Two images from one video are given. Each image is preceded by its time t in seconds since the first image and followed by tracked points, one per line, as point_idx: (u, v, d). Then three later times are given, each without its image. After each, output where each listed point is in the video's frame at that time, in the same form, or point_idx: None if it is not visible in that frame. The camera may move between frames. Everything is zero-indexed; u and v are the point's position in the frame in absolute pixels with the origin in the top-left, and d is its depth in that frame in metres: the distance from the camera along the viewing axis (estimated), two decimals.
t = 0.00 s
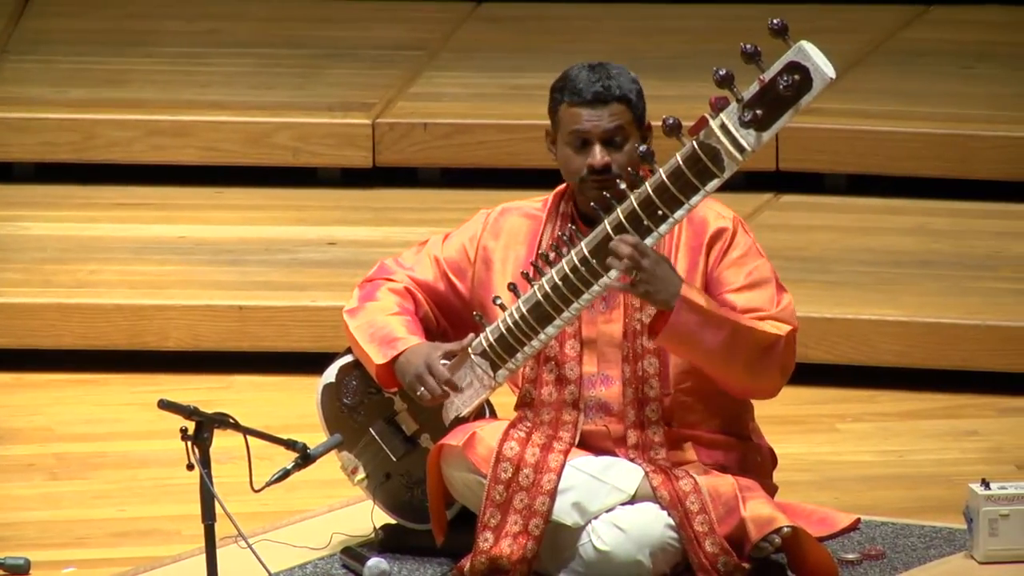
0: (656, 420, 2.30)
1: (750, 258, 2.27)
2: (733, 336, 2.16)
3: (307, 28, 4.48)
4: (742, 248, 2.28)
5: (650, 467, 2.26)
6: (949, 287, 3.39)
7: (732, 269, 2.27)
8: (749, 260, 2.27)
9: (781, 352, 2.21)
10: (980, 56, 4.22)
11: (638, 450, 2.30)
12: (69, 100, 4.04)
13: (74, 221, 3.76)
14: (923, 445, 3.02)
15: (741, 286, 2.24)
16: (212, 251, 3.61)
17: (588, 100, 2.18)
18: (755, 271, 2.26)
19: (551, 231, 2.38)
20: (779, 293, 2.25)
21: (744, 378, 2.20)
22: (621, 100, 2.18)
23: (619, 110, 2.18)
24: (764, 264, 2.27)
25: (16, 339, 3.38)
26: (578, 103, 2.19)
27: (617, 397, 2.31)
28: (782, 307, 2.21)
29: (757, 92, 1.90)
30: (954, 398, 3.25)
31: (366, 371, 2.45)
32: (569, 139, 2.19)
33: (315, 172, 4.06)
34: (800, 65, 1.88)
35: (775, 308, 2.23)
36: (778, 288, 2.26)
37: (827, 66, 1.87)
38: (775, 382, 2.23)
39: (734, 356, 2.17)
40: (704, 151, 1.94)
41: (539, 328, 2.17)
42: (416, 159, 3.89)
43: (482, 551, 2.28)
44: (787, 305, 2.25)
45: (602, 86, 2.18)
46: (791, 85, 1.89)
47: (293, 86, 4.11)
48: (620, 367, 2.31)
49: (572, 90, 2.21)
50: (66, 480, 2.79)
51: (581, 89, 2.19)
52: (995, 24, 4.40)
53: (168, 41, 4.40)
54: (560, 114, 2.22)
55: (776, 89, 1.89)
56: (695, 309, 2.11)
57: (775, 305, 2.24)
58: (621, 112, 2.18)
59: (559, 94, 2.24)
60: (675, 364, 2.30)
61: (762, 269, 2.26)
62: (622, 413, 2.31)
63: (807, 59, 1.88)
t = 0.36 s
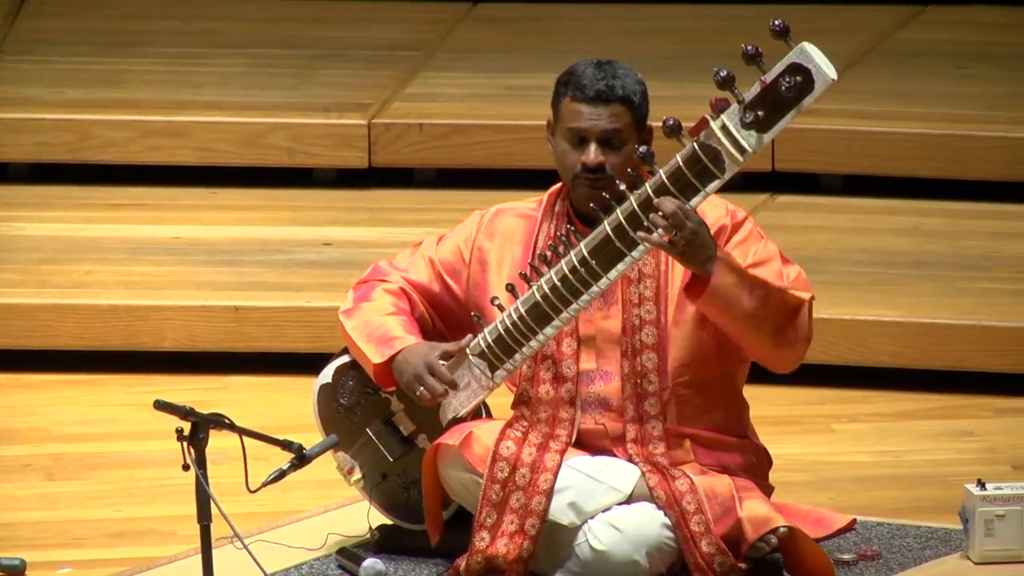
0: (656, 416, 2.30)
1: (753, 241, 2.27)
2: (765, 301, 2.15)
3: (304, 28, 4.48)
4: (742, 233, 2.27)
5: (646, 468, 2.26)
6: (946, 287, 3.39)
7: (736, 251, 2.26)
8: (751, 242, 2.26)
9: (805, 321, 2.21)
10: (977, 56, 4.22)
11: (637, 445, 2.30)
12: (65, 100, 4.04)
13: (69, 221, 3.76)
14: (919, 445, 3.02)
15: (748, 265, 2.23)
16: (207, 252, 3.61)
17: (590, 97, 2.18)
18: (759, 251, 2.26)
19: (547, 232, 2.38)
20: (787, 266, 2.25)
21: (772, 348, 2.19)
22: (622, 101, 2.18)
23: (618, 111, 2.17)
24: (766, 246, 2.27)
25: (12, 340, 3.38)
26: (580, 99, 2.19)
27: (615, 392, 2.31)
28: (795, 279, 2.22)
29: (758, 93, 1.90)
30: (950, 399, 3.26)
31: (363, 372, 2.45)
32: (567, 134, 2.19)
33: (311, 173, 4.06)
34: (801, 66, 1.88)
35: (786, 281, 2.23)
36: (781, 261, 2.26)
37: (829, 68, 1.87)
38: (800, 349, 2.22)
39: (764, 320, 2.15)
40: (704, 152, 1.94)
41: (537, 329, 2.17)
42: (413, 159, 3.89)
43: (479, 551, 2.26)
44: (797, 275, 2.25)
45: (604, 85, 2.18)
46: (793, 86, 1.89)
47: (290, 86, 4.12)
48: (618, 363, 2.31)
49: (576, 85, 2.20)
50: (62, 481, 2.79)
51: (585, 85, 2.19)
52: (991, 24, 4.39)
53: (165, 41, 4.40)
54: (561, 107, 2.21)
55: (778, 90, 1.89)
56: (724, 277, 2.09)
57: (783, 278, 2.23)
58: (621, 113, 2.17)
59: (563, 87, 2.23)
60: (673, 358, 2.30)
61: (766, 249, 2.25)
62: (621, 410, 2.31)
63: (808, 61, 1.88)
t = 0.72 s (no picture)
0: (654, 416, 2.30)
1: (743, 256, 2.26)
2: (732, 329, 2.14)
3: (302, 29, 4.48)
4: (736, 245, 2.27)
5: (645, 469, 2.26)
6: (943, 288, 3.39)
7: (725, 266, 2.25)
8: (742, 256, 2.26)
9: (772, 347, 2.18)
10: (975, 58, 4.22)
11: (635, 446, 2.29)
12: (64, 101, 4.04)
13: (67, 222, 3.76)
14: (917, 446, 3.02)
15: (732, 282, 2.23)
16: (205, 252, 3.61)
17: (589, 98, 2.18)
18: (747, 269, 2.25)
19: (547, 233, 2.38)
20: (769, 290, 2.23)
21: (737, 377, 2.18)
22: (622, 100, 2.18)
23: (620, 110, 2.17)
24: (755, 262, 2.26)
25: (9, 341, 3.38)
26: (580, 102, 2.19)
27: (613, 394, 2.31)
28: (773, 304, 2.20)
29: (759, 94, 1.90)
30: (948, 400, 3.26)
31: (360, 373, 2.45)
32: (570, 138, 2.19)
33: (310, 174, 4.06)
34: (803, 67, 1.88)
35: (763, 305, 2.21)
36: (767, 284, 2.24)
37: (830, 69, 1.87)
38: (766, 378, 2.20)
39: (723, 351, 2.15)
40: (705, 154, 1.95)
41: (536, 330, 2.17)
42: (411, 160, 3.89)
43: (476, 552, 2.27)
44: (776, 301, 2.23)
45: (603, 86, 2.18)
46: (794, 87, 1.89)
47: (288, 87, 4.12)
48: (616, 365, 2.31)
49: (574, 87, 2.20)
50: (60, 482, 2.79)
51: (583, 87, 2.19)
52: (990, 25, 4.40)
53: (164, 42, 4.40)
54: (561, 108, 2.22)
55: (779, 91, 1.89)
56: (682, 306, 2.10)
57: (764, 302, 2.21)
58: (621, 113, 2.17)
59: (560, 90, 2.24)
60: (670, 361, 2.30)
61: (753, 266, 2.24)
62: (619, 412, 2.31)
63: (809, 62, 1.88)
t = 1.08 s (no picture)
0: (650, 420, 2.30)
1: (744, 256, 2.26)
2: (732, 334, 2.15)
3: (302, 30, 4.48)
4: (736, 246, 2.27)
5: (644, 470, 2.26)
6: (942, 288, 3.39)
7: (726, 268, 2.25)
8: (743, 258, 2.26)
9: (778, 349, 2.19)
10: (975, 58, 4.22)
11: (633, 448, 2.29)
12: (63, 102, 4.04)
13: (65, 223, 3.76)
14: (916, 447, 3.02)
15: (734, 285, 2.23)
16: (204, 253, 3.61)
17: (585, 96, 2.18)
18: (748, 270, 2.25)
19: (545, 234, 2.38)
20: (772, 292, 2.24)
21: (743, 381, 2.19)
22: (617, 98, 2.18)
23: (614, 108, 2.17)
24: (757, 263, 2.26)
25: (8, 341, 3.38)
26: (575, 99, 2.19)
27: (611, 396, 2.31)
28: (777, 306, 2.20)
29: (755, 96, 1.90)
30: (947, 400, 3.26)
31: (358, 374, 2.45)
32: (565, 136, 2.18)
33: (309, 175, 4.06)
34: (799, 69, 1.88)
35: (768, 306, 2.22)
36: (770, 286, 2.25)
37: (826, 70, 1.87)
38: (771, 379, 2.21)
39: (727, 355, 2.15)
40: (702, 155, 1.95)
41: (534, 331, 2.17)
42: (410, 161, 3.89)
43: (475, 553, 2.27)
44: (780, 303, 2.24)
45: (596, 84, 2.18)
46: (790, 89, 1.89)
47: (288, 88, 4.12)
48: (614, 366, 2.31)
49: (569, 86, 2.20)
50: (58, 482, 2.79)
51: (578, 85, 2.19)
52: (990, 26, 4.40)
53: (163, 42, 4.40)
54: (556, 108, 2.21)
55: (775, 93, 1.89)
56: (682, 314, 2.10)
57: (767, 303, 2.22)
58: (616, 110, 2.18)
59: (555, 89, 2.23)
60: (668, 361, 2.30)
61: (755, 267, 2.24)
62: (617, 414, 2.30)
63: (805, 63, 1.88)
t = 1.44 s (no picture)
0: (655, 419, 2.30)
1: (749, 254, 2.26)
2: (736, 331, 2.15)
3: (306, 31, 4.48)
4: (741, 245, 2.27)
5: (648, 471, 2.26)
6: (945, 290, 3.39)
7: (731, 266, 2.25)
8: (747, 256, 2.26)
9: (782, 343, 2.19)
10: (978, 60, 4.22)
11: (638, 447, 2.29)
12: (67, 103, 4.04)
13: (69, 224, 3.76)
14: (920, 448, 3.02)
15: (739, 283, 2.23)
16: (207, 254, 3.61)
17: (597, 92, 2.18)
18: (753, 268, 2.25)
19: (549, 235, 2.38)
20: (777, 288, 2.23)
21: (747, 377, 2.18)
22: (629, 94, 2.18)
23: (626, 105, 2.18)
24: (763, 261, 2.25)
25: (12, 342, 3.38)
26: (587, 96, 2.19)
27: (616, 395, 2.31)
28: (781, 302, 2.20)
29: (753, 94, 1.90)
30: (951, 402, 3.26)
31: (363, 377, 2.44)
32: (578, 132, 2.18)
33: (313, 176, 4.07)
34: (797, 65, 1.88)
35: (772, 303, 2.21)
36: (775, 283, 2.25)
37: (824, 67, 1.86)
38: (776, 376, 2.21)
39: (730, 352, 2.15)
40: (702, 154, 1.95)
41: (536, 331, 2.17)
42: (414, 163, 3.89)
43: (479, 554, 2.26)
44: (784, 299, 2.23)
45: (605, 83, 2.18)
46: (788, 86, 1.88)
47: (291, 89, 4.12)
48: (619, 366, 2.31)
49: (580, 83, 2.21)
50: (62, 484, 2.79)
51: (590, 82, 2.19)
52: (993, 27, 4.40)
53: (166, 44, 4.40)
54: (566, 106, 2.22)
55: (774, 90, 1.89)
56: (683, 312, 2.10)
57: (771, 300, 2.22)
58: (628, 108, 2.18)
59: (563, 87, 2.24)
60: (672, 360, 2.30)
61: (760, 265, 2.24)
62: (621, 413, 2.30)
63: (803, 60, 1.88)
